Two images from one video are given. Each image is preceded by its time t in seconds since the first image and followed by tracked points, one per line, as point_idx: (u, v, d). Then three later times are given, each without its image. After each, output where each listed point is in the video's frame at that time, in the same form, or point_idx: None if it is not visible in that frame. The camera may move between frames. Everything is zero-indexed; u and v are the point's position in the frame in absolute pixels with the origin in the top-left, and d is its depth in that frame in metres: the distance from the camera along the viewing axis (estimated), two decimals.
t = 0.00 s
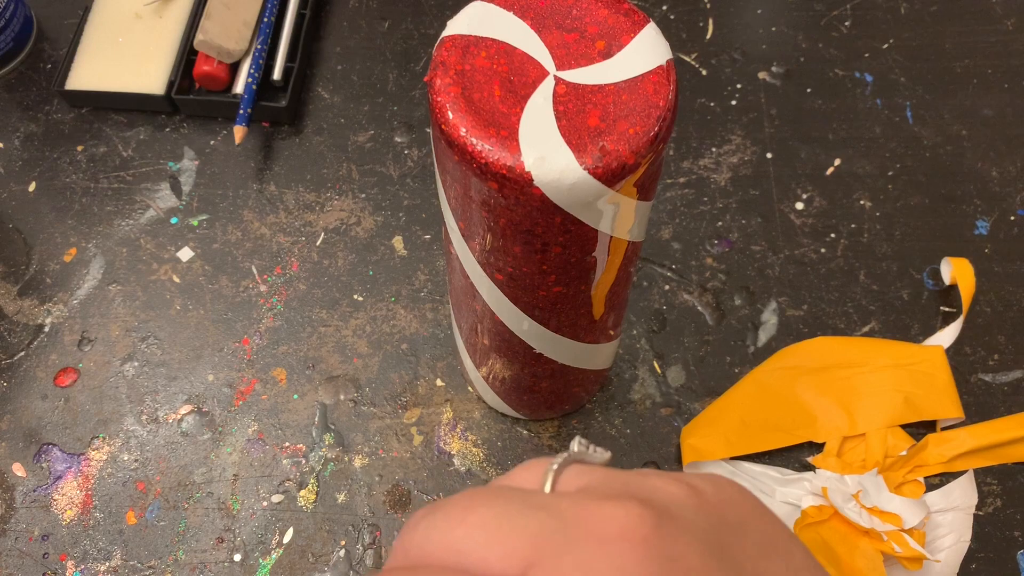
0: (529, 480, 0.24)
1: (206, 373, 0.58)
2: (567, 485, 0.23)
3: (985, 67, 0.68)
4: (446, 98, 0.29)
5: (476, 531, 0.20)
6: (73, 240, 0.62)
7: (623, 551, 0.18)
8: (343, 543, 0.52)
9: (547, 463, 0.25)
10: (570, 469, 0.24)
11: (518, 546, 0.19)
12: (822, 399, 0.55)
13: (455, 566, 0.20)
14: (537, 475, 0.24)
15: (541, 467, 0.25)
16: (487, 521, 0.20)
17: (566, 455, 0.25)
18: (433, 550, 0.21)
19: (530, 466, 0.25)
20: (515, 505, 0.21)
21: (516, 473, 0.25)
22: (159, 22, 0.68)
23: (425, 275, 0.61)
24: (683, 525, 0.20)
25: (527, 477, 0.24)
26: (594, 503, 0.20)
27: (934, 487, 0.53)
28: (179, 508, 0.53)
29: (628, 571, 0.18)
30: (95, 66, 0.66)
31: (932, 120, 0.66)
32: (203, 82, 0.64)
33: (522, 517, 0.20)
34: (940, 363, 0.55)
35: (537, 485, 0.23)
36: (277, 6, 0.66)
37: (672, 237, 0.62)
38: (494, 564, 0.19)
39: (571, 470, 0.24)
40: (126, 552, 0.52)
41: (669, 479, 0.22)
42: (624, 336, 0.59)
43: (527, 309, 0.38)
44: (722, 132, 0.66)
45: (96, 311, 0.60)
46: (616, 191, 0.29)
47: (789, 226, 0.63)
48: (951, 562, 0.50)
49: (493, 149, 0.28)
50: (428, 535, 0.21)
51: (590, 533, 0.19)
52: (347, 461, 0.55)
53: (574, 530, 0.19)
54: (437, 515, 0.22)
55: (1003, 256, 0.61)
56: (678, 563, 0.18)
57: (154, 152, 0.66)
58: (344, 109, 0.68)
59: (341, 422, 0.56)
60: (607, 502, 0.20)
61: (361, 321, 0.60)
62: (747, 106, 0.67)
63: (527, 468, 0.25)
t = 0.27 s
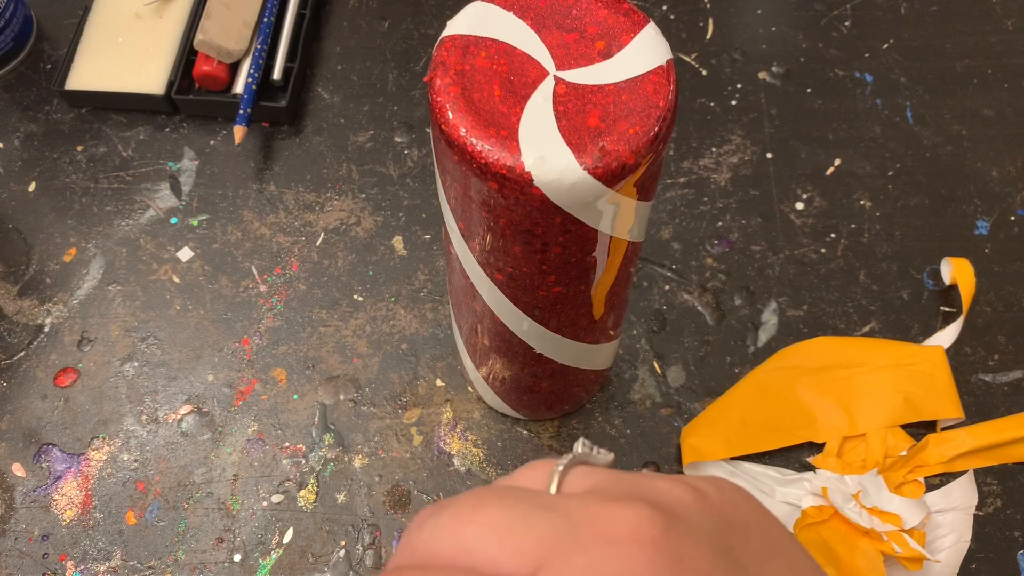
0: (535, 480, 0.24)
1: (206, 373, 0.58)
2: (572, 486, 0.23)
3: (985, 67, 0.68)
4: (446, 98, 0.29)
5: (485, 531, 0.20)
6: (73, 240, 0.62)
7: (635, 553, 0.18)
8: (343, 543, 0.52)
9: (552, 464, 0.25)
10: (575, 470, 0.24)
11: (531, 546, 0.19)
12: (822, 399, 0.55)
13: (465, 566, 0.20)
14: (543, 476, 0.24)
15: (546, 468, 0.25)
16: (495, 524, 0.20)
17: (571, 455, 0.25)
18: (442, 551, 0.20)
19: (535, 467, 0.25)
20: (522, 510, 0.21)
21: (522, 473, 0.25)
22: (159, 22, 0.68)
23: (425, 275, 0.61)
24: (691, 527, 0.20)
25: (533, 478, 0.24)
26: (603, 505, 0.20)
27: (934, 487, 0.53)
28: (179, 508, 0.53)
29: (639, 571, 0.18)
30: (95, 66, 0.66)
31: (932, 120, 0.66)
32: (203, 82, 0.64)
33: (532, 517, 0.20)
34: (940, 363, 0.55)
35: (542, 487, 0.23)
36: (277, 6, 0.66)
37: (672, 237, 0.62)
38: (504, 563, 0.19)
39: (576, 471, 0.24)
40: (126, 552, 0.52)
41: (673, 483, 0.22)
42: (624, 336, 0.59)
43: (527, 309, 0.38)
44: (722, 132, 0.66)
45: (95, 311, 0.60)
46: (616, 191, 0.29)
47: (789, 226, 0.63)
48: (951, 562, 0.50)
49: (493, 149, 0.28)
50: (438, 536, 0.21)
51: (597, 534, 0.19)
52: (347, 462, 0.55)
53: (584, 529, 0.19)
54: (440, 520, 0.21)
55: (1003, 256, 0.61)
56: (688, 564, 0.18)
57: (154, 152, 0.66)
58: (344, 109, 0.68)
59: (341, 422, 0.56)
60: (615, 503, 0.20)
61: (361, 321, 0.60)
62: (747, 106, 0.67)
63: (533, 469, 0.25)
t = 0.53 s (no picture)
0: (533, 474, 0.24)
1: (205, 374, 0.58)
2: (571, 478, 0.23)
3: (985, 67, 0.68)
4: (446, 98, 0.29)
5: (487, 515, 0.20)
6: (73, 240, 0.62)
7: (640, 537, 0.18)
8: (343, 543, 0.52)
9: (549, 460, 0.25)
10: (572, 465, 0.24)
11: (534, 528, 0.19)
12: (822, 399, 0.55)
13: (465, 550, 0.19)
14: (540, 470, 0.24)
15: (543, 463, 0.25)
16: (488, 520, 0.20)
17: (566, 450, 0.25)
18: (441, 532, 0.20)
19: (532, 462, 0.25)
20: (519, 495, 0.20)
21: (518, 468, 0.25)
22: (159, 22, 0.68)
23: (425, 275, 0.61)
24: (694, 515, 0.20)
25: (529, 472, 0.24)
26: (607, 490, 0.20)
27: (934, 487, 0.53)
28: (179, 508, 0.53)
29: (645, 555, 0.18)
30: (95, 66, 0.66)
31: (932, 120, 0.66)
32: (203, 82, 0.64)
33: (533, 502, 0.20)
34: (940, 363, 0.55)
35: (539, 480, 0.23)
36: (277, 6, 0.66)
37: (672, 237, 0.62)
38: (506, 545, 0.19)
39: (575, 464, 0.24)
40: (126, 552, 0.52)
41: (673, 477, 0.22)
42: (624, 336, 0.59)
43: (527, 309, 0.38)
44: (722, 132, 0.66)
45: (95, 311, 0.60)
46: (616, 191, 0.29)
47: (789, 226, 0.63)
48: (951, 563, 0.50)
49: (493, 149, 0.28)
50: (436, 516, 0.21)
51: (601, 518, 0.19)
52: (347, 461, 0.55)
53: (589, 514, 0.19)
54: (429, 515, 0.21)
55: (1003, 256, 0.61)
56: (693, 549, 0.18)
57: (154, 152, 0.66)
58: (344, 109, 0.68)
59: (341, 422, 0.56)
60: (618, 488, 0.20)
61: (361, 321, 0.60)
62: (747, 106, 0.67)
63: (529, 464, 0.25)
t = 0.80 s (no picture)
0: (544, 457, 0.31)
1: (205, 373, 0.58)
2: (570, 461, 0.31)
3: (985, 66, 0.68)
4: (446, 98, 0.29)
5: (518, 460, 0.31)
6: (73, 240, 0.62)
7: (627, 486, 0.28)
8: (343, 543, 0.52)
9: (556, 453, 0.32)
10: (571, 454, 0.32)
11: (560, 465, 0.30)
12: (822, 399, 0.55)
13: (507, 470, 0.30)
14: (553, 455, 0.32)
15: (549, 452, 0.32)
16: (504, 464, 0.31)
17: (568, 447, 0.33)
18: (434, 508, 0.28)
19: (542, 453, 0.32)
20: (489, 495, 0.27)
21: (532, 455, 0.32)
22: (159, 22, 0.68)
23: (425, 275, 0.61)
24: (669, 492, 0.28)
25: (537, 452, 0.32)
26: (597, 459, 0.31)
27: (934, 487, 0.53)
28: (179, 508, 0.53)
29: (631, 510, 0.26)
30: (95, 66, 0.66)
31: (932, 120, 0.66)
32: (203, 82, 0.64)
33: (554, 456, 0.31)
34: (940, 363, 0.55)
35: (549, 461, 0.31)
36: (277, 6, 0.66)
37: (672, 237, 0.62)
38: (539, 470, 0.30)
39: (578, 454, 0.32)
40: (126, 552, 0.52)
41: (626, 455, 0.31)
42: (624, 336, 0.59)
43: (527, 309, 0.38)
44: (722, 132, 0.66)
45: (95, 311, 0.60)
46: (616, 191, 0.29)
47: (789, 226, 0.63)
48: (951, 562, 0.50)
49: (493, 149, 0.28)
50: (428, 492, 0.28)
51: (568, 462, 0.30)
52: (347, 461, 0.55)
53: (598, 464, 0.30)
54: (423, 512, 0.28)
55: (1003, 256, 0.61)
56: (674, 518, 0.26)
57: (154, 152, 0.66)
58: (344, 109, 0.68)
59: (341, 422, 0.56)
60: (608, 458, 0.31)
61: (361, 321, 0.60)
62: (747, 106, 0.67)
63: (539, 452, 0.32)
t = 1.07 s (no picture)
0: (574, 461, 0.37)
1: (205, 373, 0.58)
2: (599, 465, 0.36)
3: (985, 66, 0.68)
4: (446, 98, 0.29)
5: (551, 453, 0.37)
6: (73, 240, 0.62)
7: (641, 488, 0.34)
8: (343, 543, 0.52)
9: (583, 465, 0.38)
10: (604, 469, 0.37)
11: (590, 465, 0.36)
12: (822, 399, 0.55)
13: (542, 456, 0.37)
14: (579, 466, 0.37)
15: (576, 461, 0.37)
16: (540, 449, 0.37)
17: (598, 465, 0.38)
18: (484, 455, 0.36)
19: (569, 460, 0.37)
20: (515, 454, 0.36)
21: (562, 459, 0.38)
22: (159, 22, 0.68)
23: (425, 275, 0.61)
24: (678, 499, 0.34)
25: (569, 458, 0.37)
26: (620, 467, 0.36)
27: (933, 487, 0.53)
28: (179, 508, 0.53)
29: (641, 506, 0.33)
30: (95, 66, 0.66)
31: (932, 120, 0.66)
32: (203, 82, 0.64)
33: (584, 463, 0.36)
34: (939, 363, 0.55)
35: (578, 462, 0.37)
36: (277, 6, 0.66)
37: (672, 237, 0.62)
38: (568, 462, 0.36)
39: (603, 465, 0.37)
40: (126, 552, 0.52)
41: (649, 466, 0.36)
42: (624, 336, 0.59)
43: (527, 309, 0.38)
44: (722, 132, 0.66)
45: (95, 311, 0.60)
46: (616, 191, 0.29)
47: (789, 226, 0.63)
48: (951, 562, 0.50)
49: (493, 149, 0.28)
50: (479, 454, 0.36)
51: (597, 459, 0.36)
52: (347, 461, 0.55)
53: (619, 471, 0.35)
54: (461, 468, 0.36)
55: (1003, 256, 0.61)
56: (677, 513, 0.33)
57: (154, 152, 0.66)
58: (344, 109, 0.68)
59: (341, 422, 0.56)
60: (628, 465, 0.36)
61: (361, 321, 0.60)
62: (747, 106, 0.67)
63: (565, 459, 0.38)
